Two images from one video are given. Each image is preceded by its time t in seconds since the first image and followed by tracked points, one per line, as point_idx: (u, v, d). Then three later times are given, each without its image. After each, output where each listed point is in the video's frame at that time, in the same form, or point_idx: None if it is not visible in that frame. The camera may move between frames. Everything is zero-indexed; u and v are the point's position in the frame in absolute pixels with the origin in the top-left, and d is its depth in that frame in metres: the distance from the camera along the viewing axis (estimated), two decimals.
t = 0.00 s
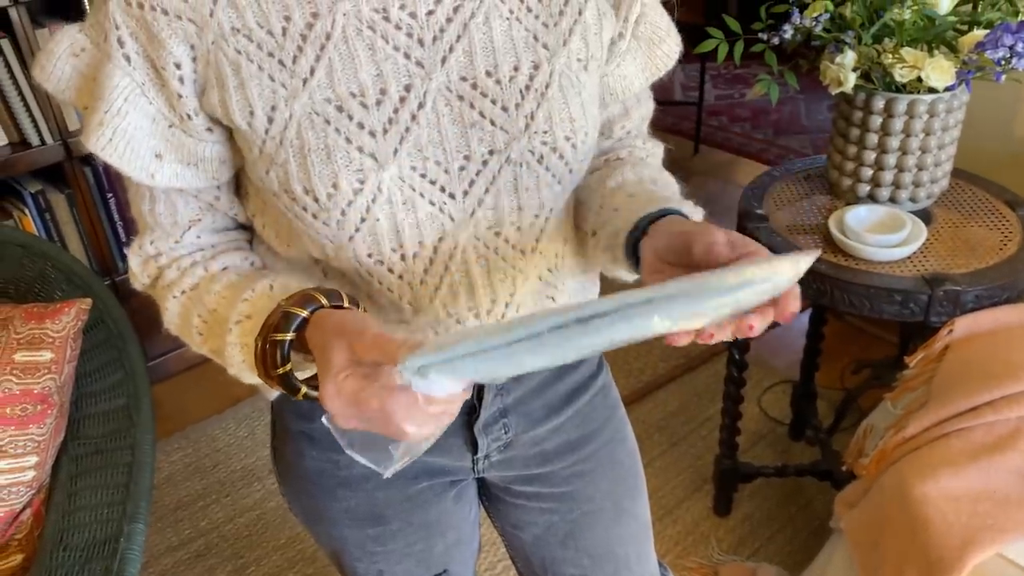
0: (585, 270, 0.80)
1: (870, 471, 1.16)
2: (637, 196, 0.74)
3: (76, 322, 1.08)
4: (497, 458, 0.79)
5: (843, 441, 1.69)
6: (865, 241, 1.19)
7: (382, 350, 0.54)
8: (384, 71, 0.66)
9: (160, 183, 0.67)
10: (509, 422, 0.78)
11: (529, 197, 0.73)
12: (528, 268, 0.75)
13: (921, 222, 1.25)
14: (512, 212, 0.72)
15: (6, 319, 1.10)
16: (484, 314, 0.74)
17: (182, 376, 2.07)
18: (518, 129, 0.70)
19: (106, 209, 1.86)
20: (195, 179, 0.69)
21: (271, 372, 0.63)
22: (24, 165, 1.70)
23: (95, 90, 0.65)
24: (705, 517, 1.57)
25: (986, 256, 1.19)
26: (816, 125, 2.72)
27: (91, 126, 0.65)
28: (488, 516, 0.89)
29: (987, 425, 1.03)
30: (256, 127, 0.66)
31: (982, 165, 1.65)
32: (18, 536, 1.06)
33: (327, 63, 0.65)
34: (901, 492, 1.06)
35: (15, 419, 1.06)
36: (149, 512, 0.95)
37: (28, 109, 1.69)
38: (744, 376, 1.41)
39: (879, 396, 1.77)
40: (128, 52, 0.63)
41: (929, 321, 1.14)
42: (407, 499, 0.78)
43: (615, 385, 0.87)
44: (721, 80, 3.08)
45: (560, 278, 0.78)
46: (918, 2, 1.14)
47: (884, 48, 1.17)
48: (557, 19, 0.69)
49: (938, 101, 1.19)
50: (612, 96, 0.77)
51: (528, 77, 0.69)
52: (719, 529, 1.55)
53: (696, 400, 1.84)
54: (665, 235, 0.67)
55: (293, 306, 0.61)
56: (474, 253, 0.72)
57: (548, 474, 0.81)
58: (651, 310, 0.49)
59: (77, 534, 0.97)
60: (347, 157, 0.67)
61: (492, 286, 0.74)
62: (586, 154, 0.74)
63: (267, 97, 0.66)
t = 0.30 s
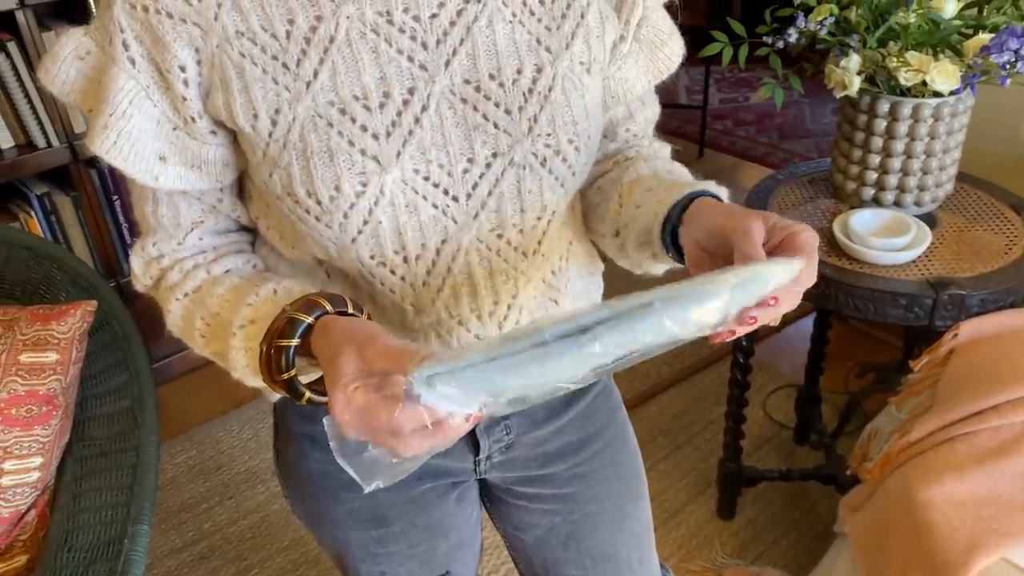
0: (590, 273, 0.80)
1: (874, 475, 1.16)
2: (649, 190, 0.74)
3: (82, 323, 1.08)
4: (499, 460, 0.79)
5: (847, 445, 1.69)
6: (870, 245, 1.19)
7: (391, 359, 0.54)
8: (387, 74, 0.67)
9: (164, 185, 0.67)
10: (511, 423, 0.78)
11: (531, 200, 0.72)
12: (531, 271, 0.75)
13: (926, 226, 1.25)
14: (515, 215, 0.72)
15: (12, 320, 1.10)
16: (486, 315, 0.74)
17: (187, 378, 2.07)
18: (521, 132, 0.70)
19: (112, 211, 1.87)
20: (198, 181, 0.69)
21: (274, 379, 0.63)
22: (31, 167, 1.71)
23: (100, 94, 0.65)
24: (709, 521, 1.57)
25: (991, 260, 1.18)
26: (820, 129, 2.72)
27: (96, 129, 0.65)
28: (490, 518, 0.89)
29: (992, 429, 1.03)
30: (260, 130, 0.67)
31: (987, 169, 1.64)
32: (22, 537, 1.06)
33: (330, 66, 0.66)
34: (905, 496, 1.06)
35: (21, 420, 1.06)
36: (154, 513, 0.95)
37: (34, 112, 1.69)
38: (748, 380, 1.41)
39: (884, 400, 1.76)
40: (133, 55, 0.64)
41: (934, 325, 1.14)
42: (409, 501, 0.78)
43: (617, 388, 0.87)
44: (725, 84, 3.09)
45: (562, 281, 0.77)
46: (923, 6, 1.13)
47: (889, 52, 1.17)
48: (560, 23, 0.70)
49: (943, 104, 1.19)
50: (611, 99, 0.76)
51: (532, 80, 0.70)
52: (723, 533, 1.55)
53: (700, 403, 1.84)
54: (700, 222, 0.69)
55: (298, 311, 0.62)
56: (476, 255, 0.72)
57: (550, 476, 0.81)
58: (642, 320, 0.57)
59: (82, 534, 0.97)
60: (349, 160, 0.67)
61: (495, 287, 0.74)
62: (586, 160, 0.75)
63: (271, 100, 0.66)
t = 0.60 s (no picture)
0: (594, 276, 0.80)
1: (879, 479, 1.16)
2: (661, 190, 0.72)
3: (86, 324, 1.08)
4: (502, 463, 0.79)
5: (852, 448, 1.68)
6: (875, 248, 1.19)
7: (388, 325, 0.56)
8: (391, 77, 0.67)
9: (167, 185, 0.67)
10: (514, 426, 0.78)
11: (534, 204, 0.72)
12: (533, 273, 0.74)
13: (931, 228, 1.25)
14: (517, 219, 0.72)
15: (17, 320, 1.11)
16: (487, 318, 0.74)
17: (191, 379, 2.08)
18: (524, 137, 0.70)
19: (117, 212, 1.87)
20: (202, 182, 0.69)
21: (266, 359, 0.63)
22: (36, 169, 1.71)
23: (103, 94, 0.65)
24: (713, 524, 1.57)
25: (997, 263, 1.18)
26: (825, 132, 2.71)
27: (99, 128, 0.65)
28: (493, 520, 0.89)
29: (998, 433, 1.02)
30: (263, 132, 0.67)
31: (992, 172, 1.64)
32: (27, 537, 1.07)
33: (333, 69, 0.66)
34: (911, 500, 1.05)
35: (26, 421, 1.06)
36: (158, 514, 0.96)
37: (40, 113, 1.70)
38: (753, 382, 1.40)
39: (889, 403, 1.76)
40: (138, 55, 0.64)
41: (940, 328, 1.14)
42: (412, 504, 0.78)
43: (621, 390, 0.86)
44: (730, 86, 3.09)
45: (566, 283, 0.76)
46: (928, 9, 1.14)
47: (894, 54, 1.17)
48: (565, 27, 0.69)
49: (948, 107, 1.18)
50: (615, 104, 0.75)
51: (536, 84, 0.69)
52: (727, 536, 1.55)
53: (704, 406, 1.84)
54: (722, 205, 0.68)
55: (294, 289, 0.63)
56: (478, 259, 0.71)
57: (553, 479, 0.80)
58: (644, 273, 0.60)
59: (86, 535, 0.98)
60: (351, 163, 0.67)
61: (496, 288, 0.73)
62: (589, 165, 0.74)
63: (274, 102, 0.66)
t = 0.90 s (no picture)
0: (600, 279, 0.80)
1: (885, 482, 1.15)
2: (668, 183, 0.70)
3: (88, 326, 1.07)
4: (505, 466, 0.78)
5: (857, 451, 1.67)
6: (880, 249, 1.18)
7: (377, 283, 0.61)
8: (395, 75, 0.66)
9: (170, 181, 0.67)
10: (518, 429, 0.77)
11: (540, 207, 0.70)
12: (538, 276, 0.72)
13: (937, 230, 1.24)
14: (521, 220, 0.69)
15: (20, 321, 1.10)
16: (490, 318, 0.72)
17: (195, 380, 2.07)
18: (529, 138, 0.69)
19: (121, 214, 1.87)
20: (206, 179, 0.69)
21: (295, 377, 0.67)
22: (40, 170, 1.71)
23: (108, 90, 0.65)
24: (717, 527, 1.56)
25: (1005, 265, 1.18)
26: (831, 133, 2.70)
27: (104, 123, 0.65)
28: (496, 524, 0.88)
29: (1007, 435, 1.01)
30: (267, 129, 0.66)
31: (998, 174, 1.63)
32: (28, 540, 1.07)
33: (338, 66, 0.65)
34: (916, 504, 1.04)
35: (29, 423, 1.06)
36: (160, 516, 0.96)
37: (43, 114, 1.70)
38: (758, 385, 1.40)
39: (894, 406, 1.75)
40: (143, 51, 0.64)
41: (946, 330, 1.13)
42: (415, 506, 0.77)
43: (625, 393, 0.86)
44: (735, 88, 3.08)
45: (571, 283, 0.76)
46: (935, 9, 1.13)
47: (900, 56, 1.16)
48: (571, 28, 0.69)
49: (955, 108, 1.18)
50: (624, 104, 0.74)
51: (541, 84, 0.69)
52: (731, 539, 1.54)
53: (708, 409, 1.83)
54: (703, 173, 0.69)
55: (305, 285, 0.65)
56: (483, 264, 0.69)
57: (557, 483, 0.80)
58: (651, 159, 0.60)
59: (87, 538, 0.97)
60: (354, 161, 0.67)
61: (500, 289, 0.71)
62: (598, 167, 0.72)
63: (278, 99, 0.66)
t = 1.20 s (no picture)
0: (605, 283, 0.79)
1: (891, 486, 1.14)
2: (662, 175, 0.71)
3: (93, 328, 1.07)
4: (512, 469, 0.78)
5: (861, 454, 1.67)
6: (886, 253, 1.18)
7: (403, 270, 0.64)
8: (403, 78, 0.66)
9: (179, 185, 0.67)
10: (524, 432, 0.77)
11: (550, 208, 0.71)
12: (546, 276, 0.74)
13: (942, 233, 1.24)
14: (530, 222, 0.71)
15: (24, 324, 1.10)
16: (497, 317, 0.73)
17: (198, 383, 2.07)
18: (537, 139, 0.69)
19: (124, 216, 1.87)
20: (215, 182, 0.68)
21: (318, 353, 0.65)
22: (44, 172, 1.71)
23: (115, 94, 0.65)
24: (721, 530, 1.56)
25: (1010, 268, 1.17)
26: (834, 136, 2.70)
27: (112, 127, 0.65)
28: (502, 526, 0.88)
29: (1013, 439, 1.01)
30: (275, 132, 0.66)
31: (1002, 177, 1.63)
32: (32, 542, 1.07)
33: (347, 69, 0.65)
34: (922, 508, 1.04)
35: (32, 425, 1.06)
36: (164, 519, 0.96)
37: (48, 117, 1.70)
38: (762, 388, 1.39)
39: (898, 410, 1.74)
40: (151, 54, 0.64)
41: (951, 334, 1.13)
42: (421, 509, 0.77)
43: (631, 396, 0.86)
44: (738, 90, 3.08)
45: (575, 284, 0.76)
46: (940, 12, 1.13)
47: (904, 58, 1.16)
48: (578, 29, 0.69)
49: (960, 111, 1.17)
50: (626, 107, 0.75)
51: (548, 86, 0.69)
52: (735, 542, 1.53)
53: (712, 412, 1.83)
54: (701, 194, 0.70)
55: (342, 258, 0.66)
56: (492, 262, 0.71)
57: (563, 485, 0.80)
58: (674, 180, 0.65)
59: (92, 540, 0.97)
60: (362, 164, 0.67)
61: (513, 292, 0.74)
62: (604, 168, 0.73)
63: (286, 102, 0.66)
